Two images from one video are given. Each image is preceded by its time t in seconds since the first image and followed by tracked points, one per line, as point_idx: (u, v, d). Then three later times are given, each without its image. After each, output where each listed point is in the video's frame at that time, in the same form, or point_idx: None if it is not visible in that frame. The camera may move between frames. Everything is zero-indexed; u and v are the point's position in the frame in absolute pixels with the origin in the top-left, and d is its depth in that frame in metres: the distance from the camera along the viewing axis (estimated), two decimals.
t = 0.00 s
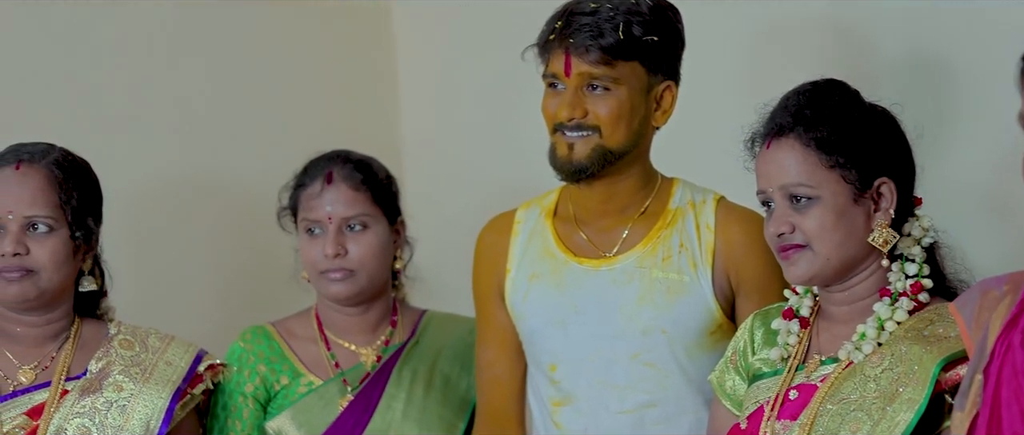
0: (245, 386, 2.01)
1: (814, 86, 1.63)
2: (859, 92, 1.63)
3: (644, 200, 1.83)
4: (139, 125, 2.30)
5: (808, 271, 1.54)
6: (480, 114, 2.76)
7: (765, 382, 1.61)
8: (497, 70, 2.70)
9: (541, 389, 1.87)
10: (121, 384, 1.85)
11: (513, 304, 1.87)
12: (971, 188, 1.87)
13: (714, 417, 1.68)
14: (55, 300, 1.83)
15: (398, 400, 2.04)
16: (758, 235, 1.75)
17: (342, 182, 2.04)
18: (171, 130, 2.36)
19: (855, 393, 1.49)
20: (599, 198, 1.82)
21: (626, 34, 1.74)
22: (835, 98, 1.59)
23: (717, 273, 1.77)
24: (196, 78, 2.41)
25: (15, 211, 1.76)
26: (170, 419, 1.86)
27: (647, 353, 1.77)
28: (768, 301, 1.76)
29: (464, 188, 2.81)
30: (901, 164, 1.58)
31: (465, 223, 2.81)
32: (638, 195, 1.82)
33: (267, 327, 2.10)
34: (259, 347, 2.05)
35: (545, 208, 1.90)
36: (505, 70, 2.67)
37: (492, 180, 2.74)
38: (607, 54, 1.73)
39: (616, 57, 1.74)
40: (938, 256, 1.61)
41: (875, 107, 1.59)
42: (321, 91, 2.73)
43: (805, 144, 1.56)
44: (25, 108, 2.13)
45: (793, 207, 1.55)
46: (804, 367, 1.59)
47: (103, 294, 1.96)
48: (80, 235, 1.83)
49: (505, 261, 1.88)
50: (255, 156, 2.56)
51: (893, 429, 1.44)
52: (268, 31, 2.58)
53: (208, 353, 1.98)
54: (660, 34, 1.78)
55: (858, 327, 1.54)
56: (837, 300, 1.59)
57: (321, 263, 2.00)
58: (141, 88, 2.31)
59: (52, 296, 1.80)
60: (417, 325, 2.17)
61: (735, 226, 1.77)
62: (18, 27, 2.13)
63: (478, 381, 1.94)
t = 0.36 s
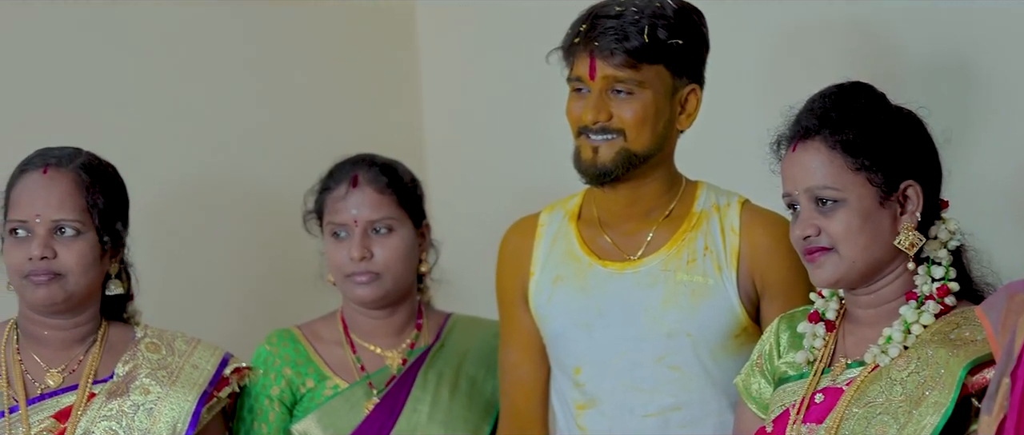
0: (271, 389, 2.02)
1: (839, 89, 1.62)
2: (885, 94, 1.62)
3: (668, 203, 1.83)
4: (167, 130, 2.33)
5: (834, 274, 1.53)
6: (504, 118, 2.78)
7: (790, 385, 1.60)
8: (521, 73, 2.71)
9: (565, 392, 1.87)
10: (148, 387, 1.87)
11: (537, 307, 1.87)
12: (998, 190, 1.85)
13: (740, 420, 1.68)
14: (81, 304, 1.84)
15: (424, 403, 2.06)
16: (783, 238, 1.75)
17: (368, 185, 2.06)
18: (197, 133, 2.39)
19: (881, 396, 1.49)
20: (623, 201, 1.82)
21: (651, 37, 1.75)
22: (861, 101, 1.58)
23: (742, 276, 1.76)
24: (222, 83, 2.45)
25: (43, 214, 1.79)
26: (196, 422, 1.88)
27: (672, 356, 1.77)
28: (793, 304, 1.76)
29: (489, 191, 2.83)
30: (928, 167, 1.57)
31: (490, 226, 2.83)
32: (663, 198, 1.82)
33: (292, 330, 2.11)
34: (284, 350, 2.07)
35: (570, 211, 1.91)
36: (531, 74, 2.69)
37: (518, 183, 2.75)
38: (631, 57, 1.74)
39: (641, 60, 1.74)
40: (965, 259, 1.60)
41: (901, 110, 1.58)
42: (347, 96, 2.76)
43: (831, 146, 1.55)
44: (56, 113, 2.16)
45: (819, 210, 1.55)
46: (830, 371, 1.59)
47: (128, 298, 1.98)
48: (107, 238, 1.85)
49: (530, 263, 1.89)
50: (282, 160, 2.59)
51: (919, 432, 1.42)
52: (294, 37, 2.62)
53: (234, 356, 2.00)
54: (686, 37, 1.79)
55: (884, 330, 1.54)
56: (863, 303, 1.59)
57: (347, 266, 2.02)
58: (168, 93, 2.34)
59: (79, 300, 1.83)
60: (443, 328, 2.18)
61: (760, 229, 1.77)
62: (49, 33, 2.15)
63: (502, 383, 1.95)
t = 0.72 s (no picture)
0: (298, 392, 2.04)
1: (867, 92, 1.61)
2: (913, 97, 1.62)
3: (694, 206, 1.82)
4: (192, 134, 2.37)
5: (861, 277, 1.53)
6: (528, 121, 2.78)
7: (817, 389, 1.60)
8: (544, 77, 2.72)
9: (590, 395, 1.87)
10: (176, 390, 1.89)
11: (562, 310, 1.87)
12: None
13: (767, 422, 1.67)
14: (110, 307, 1.86)
15: (450, 405, 2.06)
16: (809, 241, 1.75)
17: (395, 188, 2.07)
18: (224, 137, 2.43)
19: (909, 400, 1.48)
20: (649, 204, 1.82)
21: (677, 39, 1.75)
22: (888, 104, 1.58)
23: (768, 279, 1.76)
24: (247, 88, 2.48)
25: (72, 217, 1.81)
26: (224, 425, 1.89)
27: (697, 360, 1.76)
28: (820, 307, 1.75)
29: (513, 195, 2.84)
30: (956, 170, 1.56)
31: (515, 229, 2.83)
32: (688, 201, 1.82)
33: (320, 333, 2.13)
34: (312, 353, 2.08)
35: (594, 214, 1.91)
36: (554, 77, 2.69)
37: (542, 186, 2.75)
38: (657, 60, 1.74)
39: (666, 63, 1.74)
40: (994, 262, 1.59)
41: (929, 112, 1.57)
42: (372, 100, 2.78)
43: (858, 149, 1.54)
44: (85, 119, 2.21)
45: (847, 212, 1.54)
46: (858, 375, 1.58)
47: (157, 301, 2.01)
48: (135, 242, 1.87)
49: (554, 266, 1.89)
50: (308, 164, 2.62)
51: None
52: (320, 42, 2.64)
53: (261, 359, 2.01)
54: (712, 40, 1.78)
55: (911, 334, 1.53)
56: (891, 306, 1.58)
57: (374, 269, 2.03)
58: (196, 99, 2.38)
59: (108, 303, 1.85)
60: (469, 331, 2.19)
61: (786, 232, 1.76)
62: (79, 41, 2.20)
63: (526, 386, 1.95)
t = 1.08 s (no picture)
0: (324, 394, 2.04)
1: (895, 93, 1.61)
2: (942, 98, 1.61)
3: (719, 208, 1.82)
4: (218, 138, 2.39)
5: (890, 278, 1.52)
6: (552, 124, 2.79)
7: (844, 391, 1.59)
8: (569, 79, 2.73)
9: (614, 398, 1.87)
10: (203, 392, 1.91)
11: (587, 312, 1.87)
12: None
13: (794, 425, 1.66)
14: (137, 308, 1.89)
15: (477, 407, 2.07)
16: (835, 243, 1.74)
17: (422, 190, 2.08)
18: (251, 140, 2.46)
19: (937, 403, 1.47)
20: (673, 205, 1.82)
21: (703, 41, 1.74)
22: (917, 105, 1.57)
23: (793, 281, 1.75)
24: (273, 92, 2.50)
25: (99, 219, 1.83)
26: (251, 426, 1.91)
27: (722, 362, 1.76)
28: (847, 310, 1.74)
29: (538, 198, 2.84)
30: (985, 171, 1.55)
31: (539, 232, 2.84)
32: (713, 203, 1.82)
33: (346, 335, 2.14)
34: (338, 354, 2.09)
35: (619, 216, 1.91)
36: (579, 80, 2.70)
37: (567, 188, 2.76)
38: (683, 61, 1.74)
39: (692, 64, 1.74)
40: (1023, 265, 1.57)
41: (959, 113, 1.56)
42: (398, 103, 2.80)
43: (887, 150, 1.54)
44: (114, 122, 2.24)
45: (875, 214, 1.53)
46: (885, 377, 1.57)
47: (183, 303, 2.04)
48: (162, 245, 1.90)
49: (579, 268, 1.89)
50: (335, 167, 2.64)
51: None
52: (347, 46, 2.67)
53: (288, 361, 2.04)
54: (738, 41, 1.78)
55: (940, 336, 1.51)
56: (918, 308, 1.57)
57: (401, 270, 2.04)
58: (224, 102, 2.41)
59: (134, 305, 1.87)
60: (496, 332, 2.20)
61: (811, 235, 1.75)
62: (110, 44, 2.23)
63: (551, 388, 1.95)
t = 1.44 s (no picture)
0: (350, 394, 2.06)
1: (922, 92, 1.60)
2: (968, 97, 1.60)
3: (742, 208, 1.82)
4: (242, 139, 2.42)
5: (915, 278, 1.51)
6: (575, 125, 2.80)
7: (870, 391, 1.58)
8: (593, 81, 2.73)
9: (637, 398, 1.87)
10: (229, 392, 1.93)
11: (610, 313, 1.88)
12: None
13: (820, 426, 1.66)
14: (162, 309, 1.91)
15: (502, 408, 2.08)
16: (860, 244, 1.74)
17: (447, 190, 2.09)
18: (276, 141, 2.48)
19: (963, 404, 1.47)
20: (697, 206, 1.82)
21: (727, 40, 1.74)
22: (944, 104, 1.56)
23: (817, 281, 1.75)
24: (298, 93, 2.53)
25: (125, 220, 1.85)
26: (277, 426, 1.94)
27: (746, 363, 1.76)
28: (872, 311, 1.74)
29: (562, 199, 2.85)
30: (1012, 172, 1.54)
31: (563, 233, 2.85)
32: (737, 203, 1.81)
33: (371, 336, 2.15)
34: (363, 355, 2.11)
35: (642, 216, 1.91)
36: (603, 81, 2.70)
37: (590, 189, 2.76)
38: (707, 61, 1.73)
39: (716, 64, 1.74)
40: None
41: (986, 113, 1.55)
42: (422, 104, 2.82)
43: (913, 150, 1.53)
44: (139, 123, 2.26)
45: (901, 213, 1.52)
46: (911, 378, 1.56)
47: (208, 304, 2.06)
48: (187, 246, 1.92)
49: (602, 269, 1.89)
50: (360, 168, 2.66)
51: None
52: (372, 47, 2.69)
53: (313, 362, 2.06)
54: (762, 41, 1.78)
55: (965, 336, 1.51)
56: (944, 308, 1.56)
57: (426, 270, 2.05)
58: (249, 104, 2.44)
59: (160, 305, 1.89)
60: (520, 333, 2.20)
61: (835, 235, 1.75)
62: (136, 47, 2.26)
63: (574, 388, 1.95)
